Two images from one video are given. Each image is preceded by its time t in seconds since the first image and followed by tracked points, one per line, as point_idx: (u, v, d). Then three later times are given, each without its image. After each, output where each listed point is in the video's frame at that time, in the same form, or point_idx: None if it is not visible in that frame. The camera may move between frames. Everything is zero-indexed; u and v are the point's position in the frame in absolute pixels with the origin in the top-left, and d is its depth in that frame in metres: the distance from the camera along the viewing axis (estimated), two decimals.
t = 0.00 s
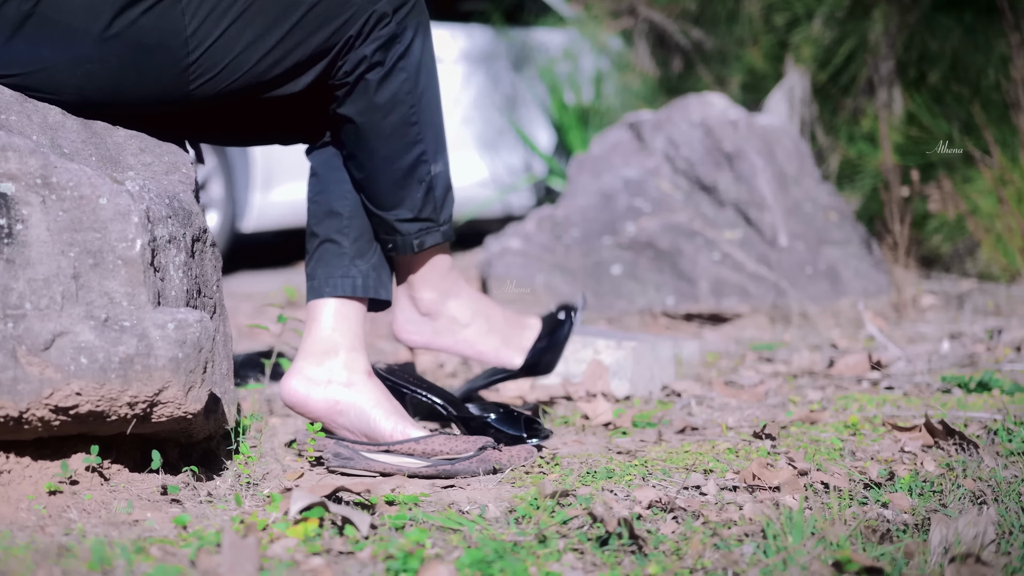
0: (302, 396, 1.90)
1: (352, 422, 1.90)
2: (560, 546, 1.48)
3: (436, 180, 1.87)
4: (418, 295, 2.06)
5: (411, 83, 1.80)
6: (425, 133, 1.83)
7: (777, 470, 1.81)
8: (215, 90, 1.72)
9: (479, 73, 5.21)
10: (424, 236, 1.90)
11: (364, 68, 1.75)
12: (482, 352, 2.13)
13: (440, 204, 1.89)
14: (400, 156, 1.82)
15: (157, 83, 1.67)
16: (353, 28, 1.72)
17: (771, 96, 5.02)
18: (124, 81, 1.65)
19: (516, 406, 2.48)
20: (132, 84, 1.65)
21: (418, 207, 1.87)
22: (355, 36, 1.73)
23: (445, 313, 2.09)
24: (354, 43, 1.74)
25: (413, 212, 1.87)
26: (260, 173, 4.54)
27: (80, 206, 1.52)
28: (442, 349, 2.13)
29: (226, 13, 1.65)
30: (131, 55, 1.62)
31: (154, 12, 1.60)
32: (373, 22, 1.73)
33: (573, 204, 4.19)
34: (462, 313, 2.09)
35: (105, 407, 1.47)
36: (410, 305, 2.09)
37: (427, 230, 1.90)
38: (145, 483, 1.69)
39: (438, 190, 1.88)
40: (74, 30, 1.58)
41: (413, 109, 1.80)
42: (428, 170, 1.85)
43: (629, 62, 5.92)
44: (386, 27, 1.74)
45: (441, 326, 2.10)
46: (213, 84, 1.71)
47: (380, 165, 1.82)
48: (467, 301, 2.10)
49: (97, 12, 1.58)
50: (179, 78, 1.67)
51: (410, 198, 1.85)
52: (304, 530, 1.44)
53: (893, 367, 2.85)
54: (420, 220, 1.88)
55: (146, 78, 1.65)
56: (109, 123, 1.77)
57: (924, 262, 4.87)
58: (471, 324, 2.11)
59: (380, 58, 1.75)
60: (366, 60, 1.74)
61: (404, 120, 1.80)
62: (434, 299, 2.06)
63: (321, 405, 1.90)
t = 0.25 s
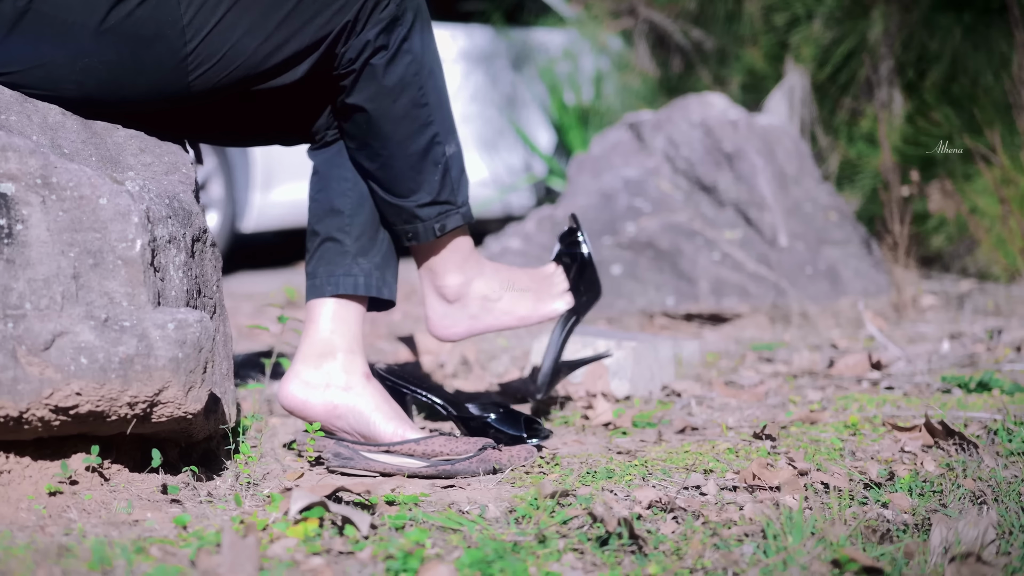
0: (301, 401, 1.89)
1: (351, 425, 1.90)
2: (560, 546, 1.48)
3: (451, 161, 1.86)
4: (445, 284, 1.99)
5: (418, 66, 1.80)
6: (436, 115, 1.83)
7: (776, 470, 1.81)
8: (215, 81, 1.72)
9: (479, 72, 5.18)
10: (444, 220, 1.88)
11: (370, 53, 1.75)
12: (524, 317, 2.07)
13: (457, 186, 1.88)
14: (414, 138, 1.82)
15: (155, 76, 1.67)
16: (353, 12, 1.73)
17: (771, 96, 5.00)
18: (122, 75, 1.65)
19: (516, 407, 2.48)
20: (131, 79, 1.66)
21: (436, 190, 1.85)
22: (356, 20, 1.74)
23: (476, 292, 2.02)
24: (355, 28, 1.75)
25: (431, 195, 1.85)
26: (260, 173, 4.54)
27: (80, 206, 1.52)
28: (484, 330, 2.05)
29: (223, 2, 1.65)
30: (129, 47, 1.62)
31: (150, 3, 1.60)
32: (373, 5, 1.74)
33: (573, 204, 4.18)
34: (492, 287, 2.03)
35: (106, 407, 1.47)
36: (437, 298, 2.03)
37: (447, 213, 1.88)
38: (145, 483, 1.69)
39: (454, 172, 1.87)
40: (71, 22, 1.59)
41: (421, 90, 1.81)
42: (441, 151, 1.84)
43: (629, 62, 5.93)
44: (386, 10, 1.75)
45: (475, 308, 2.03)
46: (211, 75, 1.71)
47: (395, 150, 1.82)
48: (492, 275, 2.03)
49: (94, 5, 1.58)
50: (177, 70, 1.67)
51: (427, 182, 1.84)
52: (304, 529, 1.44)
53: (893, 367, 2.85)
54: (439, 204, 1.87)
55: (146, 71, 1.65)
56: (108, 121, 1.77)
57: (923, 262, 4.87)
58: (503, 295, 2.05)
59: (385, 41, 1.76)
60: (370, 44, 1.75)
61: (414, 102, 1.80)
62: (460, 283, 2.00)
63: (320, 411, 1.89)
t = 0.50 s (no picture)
0: (300, 404, 1.89)
1: (350, 427, 1.90)
2: (560, 546, 1.48)
3: (461, 161, 1.86)
4: (466, 285, 1.98)
5: (425, 66, 1.80)
6: (444, 115, 1.83)
7: (776, 470, 1.80)
8: (215, 80, 1.72)
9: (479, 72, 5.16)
10: (456, 220, 1.88)
11: (376, 54, 1.75)
12: (547, 306, 2.06)
13: (467, 186, 1.88)
14: (423, 139, 1.82)
15: (155, 75, 1.67)
16: (355, 12, 1.72)
17: (771, 96, 5.00)
18: (122, 75, 1.65)
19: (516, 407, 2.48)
20: (131, 78, 1.66)
21: (447, 190, 1.85)
22: (359, 21, 1.73)
23: (496, 289, 2.00)
24: (358, 28, 1.74)
25: (442, 196, 1.85)
26: (260, 173, 4.54)
27: (80, 206, 1.52)
28: (509, 326, 2.04)
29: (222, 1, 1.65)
30: (129, 46, 1.62)
31: (149, 2, 1.60)
32: (375, 5, 1.73)
33: (573, 204, 4.18)
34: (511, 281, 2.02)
35: (105, 407, 1.47)
36: (459, 301, 2.01)
37: (458, 213, 1.88)
38: (145, 483, 1.69)
39: (464, 172, 1.87)
40: (70, 22, 1.59)
41: (429, 90, 1.81)
42: (451, 151, 1.84)
43: (629, 61, 5.94)
44: (389, 10, 1.75)
45: (498, 304, 2.01)
46: (211, 74, 1.71)
47: (404, 152, 1.82)
48: (509, 269, 2.03)
49: (93, 3, 1.58)
50: (177, 69, 1.67)
51: (438, 182, 1.84)
52: (304, 530, 1.44)
53: (893, 367, 2.85)
54: (450, 205, 1.87)
55: (146, 70, 1.65)
56: (108, 121, 1.77)
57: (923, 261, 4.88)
58: (523, 287, 2.04)
59: (390, 42, 1.76)
60: (374, 45, 1.75)
61: (423, 102, 1.80)
62: (480, 281, 1.98)
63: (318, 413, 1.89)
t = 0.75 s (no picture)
0: (298, 408, 1.88)
1: (349, 430, 1.89)
2: (560, 546, 1.48)
3: (471, 151, 1.87)
4: (489, 273, 1.98)
5: (429, 56, 1.80)
6: (452, 106, 1.84)
7: (776, 470, 1.80)
8: (215, 76, 1.72)
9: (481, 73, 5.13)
10: (471, 211, 1.88)
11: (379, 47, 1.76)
12: (571, 285, 2.06)
13: (480, 174, 1.88)
14: (433, 131, 1.82)
15: (154, 71, 1.67)
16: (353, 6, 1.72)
17: (771, 96, 4.99)
18: (122, 72, 1.65)
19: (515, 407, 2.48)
20: (131, 76, 1.66)
21: (460, 181, 1.85)
22: (359, 14, 1.74)
23: (519, 274, 2.00)
24: (358, 22, 1.75)
25: (456, 186, 1.85)
26: (260, 173, 4.54)
27: (80, 206, 1.52)
28: (539, 311, 2.03)
29: None
30: (128, 43, 1.62)
31: None
32: None
33: (573, 204, 4.18)
34: (533, 264, 2.02)
35: (105, 407, 1.47)
36: (484, 293, 2.01)
37: (473, 203, 1.88)
38: (145, 483, 1.69)
39: (475, 162, 1.87)
40: (69, 20, 1.59)
41: (435, 81, 1.81)
42: (462, 141, 1.85)
43: (629, 62, 5.94)
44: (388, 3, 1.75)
45: (524, 288, 2.01)
46: (211, 70, 1.71)
47: (415, 145, 1.83)
48: (529, 251, 2.03)
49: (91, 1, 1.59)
50: (177, 66, 1.68)
51: (451, 174, 1.84)
52: (304, 529, 1.44)
53: (893, 367, 2.85)
54: (464, 195, 1.87)
55: (146, 67, 1.66)
56: (108, 121, 1.77)
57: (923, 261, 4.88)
58: (547, 268, 2.03)
59: (392, 34, 1.76)
60: (376, 39, 1.75)
61: (430, 94, 1.80)
62: (502, 267, 1.98)
63: (316, 416, 1.88)
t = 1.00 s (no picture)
0: (298, 408, 1.88)
1: (350, 430, 1.89)
2: (560, 546, 1.48)
3: (479, 107, 1.78)
4: (497, 240, 1.90)
5: (425, 16, 1.73)
6: (452, 62, 1.76)
7: (776, 470, 1.80)
8: (214, 59, 1.70)
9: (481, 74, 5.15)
10: (488, 169, 1.80)
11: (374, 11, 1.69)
12: (582, 255, 1.91)
13: (493, 131, 1.80)
14: (437, 90, 1.74)
15: (152, 57, 1.66)
16: None
17: (771, 96, 4.98)
18: (120, 63, 1.65)
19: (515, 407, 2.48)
20: (129, 66, 1.66)
21: (471, 139, 1.77)
22: None
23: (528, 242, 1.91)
24: None
25: (468, 145, 1.77)
26: (260, 173, 4.54)
27: (80, 206, 1.52)
28: (549, 281, 1.92)
29: None
30: (124, 29, 1.62)
31: None
32: None
33: (573, 204, 4.18)
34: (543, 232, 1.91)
35: (105, 407, 1.47)
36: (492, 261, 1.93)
37: (489, 160, 1.79)
38: (145, 482, 1.69)
39: (484, 117, 1.79)
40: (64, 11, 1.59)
41: (434, 39, 1.74)
42: (469, 99, 1.77)
43: (629, 61, 5.93)
44: None
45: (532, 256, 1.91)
46: (208, 52, 1.69)
47: (420, 107, 1.75)
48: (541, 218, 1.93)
49: None
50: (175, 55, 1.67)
51: (460, 133, 1.76)
52: (304, 529, 1.44)
53: (893, 367, 2.85)
54: (478, 154, 1.78)
55: (144, 56, 1.65)
56: (108, 119, 1.79)
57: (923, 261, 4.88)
58: (559, 235, 1.92)
59: None
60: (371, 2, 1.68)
61: (430, 52, 1.73)
62: (510, 234, 1.90)
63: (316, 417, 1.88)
